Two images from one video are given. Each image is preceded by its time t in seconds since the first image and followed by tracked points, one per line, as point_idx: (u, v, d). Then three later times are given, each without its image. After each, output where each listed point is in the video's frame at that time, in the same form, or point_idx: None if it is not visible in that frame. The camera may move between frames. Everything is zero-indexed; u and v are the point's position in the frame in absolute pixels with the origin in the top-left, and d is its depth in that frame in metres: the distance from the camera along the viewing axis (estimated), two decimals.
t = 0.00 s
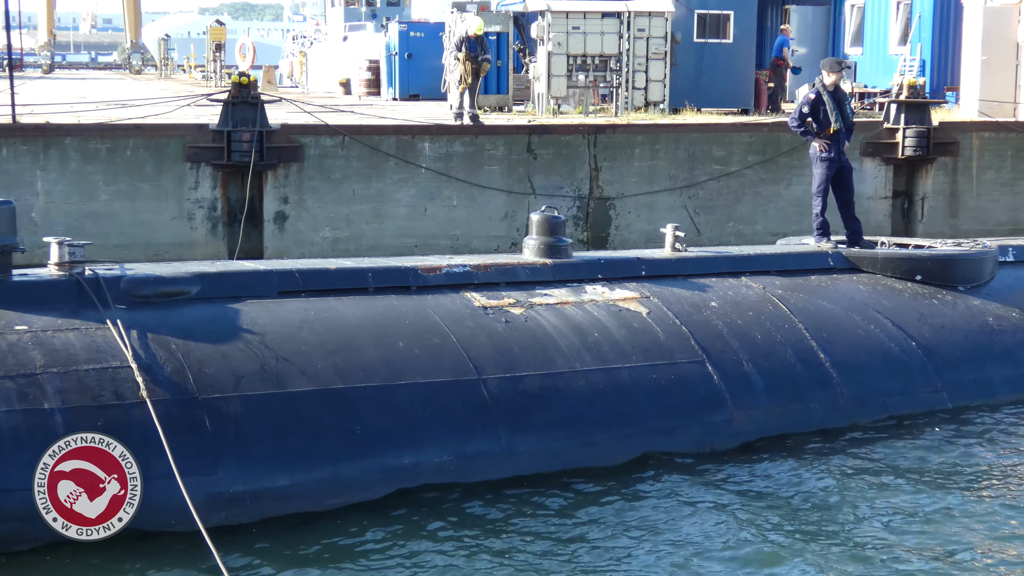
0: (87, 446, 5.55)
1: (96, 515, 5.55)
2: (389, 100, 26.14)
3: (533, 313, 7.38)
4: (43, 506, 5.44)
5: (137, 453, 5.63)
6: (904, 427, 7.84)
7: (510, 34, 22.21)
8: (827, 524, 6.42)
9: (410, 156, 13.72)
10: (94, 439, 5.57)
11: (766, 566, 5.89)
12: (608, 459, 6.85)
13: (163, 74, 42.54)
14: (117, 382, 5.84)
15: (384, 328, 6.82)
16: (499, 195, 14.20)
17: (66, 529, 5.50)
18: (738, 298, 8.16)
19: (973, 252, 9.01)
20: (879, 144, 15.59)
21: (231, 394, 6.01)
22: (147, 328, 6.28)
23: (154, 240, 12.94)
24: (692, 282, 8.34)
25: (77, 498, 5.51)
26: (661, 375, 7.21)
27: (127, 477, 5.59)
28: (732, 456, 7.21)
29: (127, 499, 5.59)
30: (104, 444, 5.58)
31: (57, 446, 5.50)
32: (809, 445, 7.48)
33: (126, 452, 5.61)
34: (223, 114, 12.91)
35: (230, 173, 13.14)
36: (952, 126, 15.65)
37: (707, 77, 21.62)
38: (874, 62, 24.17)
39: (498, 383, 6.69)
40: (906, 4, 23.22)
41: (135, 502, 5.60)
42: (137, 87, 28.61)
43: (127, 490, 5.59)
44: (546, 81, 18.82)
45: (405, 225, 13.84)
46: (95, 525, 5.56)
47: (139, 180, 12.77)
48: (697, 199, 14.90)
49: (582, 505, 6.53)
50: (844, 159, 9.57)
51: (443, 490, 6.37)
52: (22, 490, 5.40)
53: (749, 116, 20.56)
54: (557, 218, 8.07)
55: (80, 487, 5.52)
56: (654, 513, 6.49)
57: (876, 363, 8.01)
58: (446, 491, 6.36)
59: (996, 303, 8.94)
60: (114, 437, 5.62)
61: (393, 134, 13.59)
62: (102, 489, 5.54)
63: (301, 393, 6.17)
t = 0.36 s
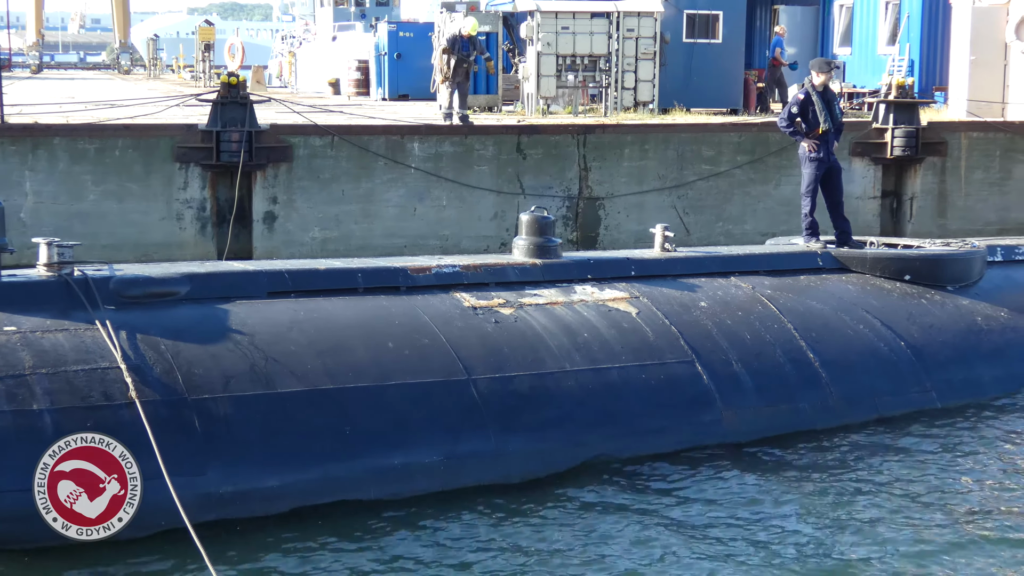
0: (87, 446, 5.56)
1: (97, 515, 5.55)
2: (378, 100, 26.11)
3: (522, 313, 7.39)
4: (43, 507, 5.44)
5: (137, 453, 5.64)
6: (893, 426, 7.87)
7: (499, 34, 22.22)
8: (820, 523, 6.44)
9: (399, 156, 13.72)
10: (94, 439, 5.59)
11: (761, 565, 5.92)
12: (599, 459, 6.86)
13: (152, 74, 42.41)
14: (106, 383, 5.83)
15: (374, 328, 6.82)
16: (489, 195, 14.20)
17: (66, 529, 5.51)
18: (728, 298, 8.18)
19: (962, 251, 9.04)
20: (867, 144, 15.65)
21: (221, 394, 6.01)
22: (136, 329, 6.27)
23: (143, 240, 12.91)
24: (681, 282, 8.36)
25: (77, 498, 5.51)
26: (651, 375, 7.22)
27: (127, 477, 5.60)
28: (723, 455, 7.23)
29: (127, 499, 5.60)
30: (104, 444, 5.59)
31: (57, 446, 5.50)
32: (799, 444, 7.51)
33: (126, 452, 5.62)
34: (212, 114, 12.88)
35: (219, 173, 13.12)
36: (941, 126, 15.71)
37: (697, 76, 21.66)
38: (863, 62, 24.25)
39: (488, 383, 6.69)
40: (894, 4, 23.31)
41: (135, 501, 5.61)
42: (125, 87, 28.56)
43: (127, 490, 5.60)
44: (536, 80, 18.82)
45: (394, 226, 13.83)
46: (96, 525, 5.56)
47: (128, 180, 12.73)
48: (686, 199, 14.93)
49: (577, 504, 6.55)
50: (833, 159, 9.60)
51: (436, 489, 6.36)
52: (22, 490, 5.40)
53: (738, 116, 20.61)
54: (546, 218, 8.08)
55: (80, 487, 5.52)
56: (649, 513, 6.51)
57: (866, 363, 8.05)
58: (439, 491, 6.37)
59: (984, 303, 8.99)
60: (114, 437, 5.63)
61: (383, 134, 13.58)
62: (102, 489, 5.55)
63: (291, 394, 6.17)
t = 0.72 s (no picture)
0: (86, 446, 5.57)
1: (97, 515, 5.57)
2: (366, 100, 26.07)
3: (511, 313, 7.40)
4: (43, 507, 5.45)
5: (137, 453, 5.65)
6: (881, 425, 7.91)
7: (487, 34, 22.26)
8: (811, 521, 6.48)
9: (387, 156, 13.71)
10: (94, 439, 5.60)
11: (753, 564, 5.95)
12: (590, 458, 6.89)
13: (140, 74, 42.29)
14: (94, 383, 5.82)
15: (362, 329, 6.82)
16: (477, 195, 14.21)
17: (66, 529, 5.52)
18: (716, 298, 8.21)
19: (949, 251, 9.09)
20: (855, 144, 15.72)
21: (208, 395, 6.00)
22: (125, 330, 6.26)
23: (131, 240, 12.88)
24: (669, 282, 8.38)
25: (77, 498, 5.53)
26: (639, 374, 7.25)
27: (127, 477, 5.61)
28: (713, 454, 7.26)
29: (127, 499, 5.61)
30: (104, 444, 5.60)
31: (57, 446, 5.52)
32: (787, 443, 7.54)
33: (126, 452, 5.64)
34: (199, 114, 12.85)
35: (207, 173, 13.10)
36: (928, 126, 15.79)
37: (684, 76, 21.71)
38: (850, 63, 24.35)
39: (476, 383, 6.71)
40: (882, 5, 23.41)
41: (135, 502, 5.63)
42: (112, 87, 28.48)
43: (127, 490, 5.61)
44: (524, 81, 18.84)
45: (383, 226, 13.83)
46: (95, 526, 5.58)
47: (116, 180, 12.70)
48: (674, 199, 14.96)
49: (569, 502, 6.57)
50: (820, 159, 9.64)
51: (428, 488, 6.38)
52: (23, 490, 5.41)
53: (726, 116, 20.67)
54: (535, 218, 8.10)
55: (80, 487, 5.54)
56: (641, 511, 6.54)
57: (853, 363, 8.09)
58: (431, 490, 6.38)
59: (972, 302, 9.04)
60: (114, 437, 5.65)
61: (371, 134, 13.58)
62: (102, 489, 5.57)
63: (279, 394, 6.17)
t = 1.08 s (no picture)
0: (86, 446, 5.60)
1: (97, 515, 5.60)
2: (352, 100, 26.04)
3: (497, 313, 7.42)
4: (43, 507, 5.48)
5: (137, 453, 5.68)
6: (867, 424, 7.96)
7: (473, 34, 22.26)
8: (800, 519, 6.53)
9: (374, 156, 13.71)
10: (94, 439, 5.63)
11: (743, 561, 5.99)
12: (579, 456, 6.92)
13: (125, 74, 42.15)
14: (79, 384, 5.82)
15: (349, 328, 6.83)
16: (463, 195, 14.22)
17: (66, 529, 5.55)
18: (702, 297, 8.25)
19: (934, 251, 9.15)
20: (840, 144, 15.80)
21: (195, 395, 6.00)
22: (110, 330, 6.25)
23: (116, 241, 12.85)
24: (655, 282, 8.41)
25: (77, 498, 5.55)
26: (625, 374, 7.27)
27: (127, 477, 5.63)
28: (699, 453, 7.30)
29: (127, 499, 5.63)
30: (104, 444, 5.63)
31: (57, 446, 5.55)
32: (774, 442, 7.58)
33: (126, 452, 5.66)
34: (185, 114, 12.82)
35: (192, 174, 13.07)
36: (913, 126, 15.88)
37: (670, 77, 21.77)
38: (835, 62, 24.46)
39: (463, 383, 6.72)
40: (867, 5, 23.53)
41: (135, 502, 5.65)
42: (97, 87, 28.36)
43: (127, 490, 5.63)
44: (510, 81, 18.87)
45: (369, 226, 13.82)
46: (96, 526, 5.60)
47: (101, 181, 12.67)
48: (660, 199, 15.00)
49: (559, 502, 6.60)
50: (806, 159, 9.69)
51: (419, 488, 6.40)
52: (22, 490, 5.44)
53: (712, 116, 20.74)
54: (521, 218, 8.12)
55: (80, 487, 5.57)
56: (632, 509, 6.57)
57: (839, 362, 8.13)
58: (419, 490, 6.39)
59: (956, 302, 9.10)
60: (114, 437, 5.67)
61: (357, 134, 13.57)
62: (102, 489, 5.59)
63: (265, 395, 6.17)
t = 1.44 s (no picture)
0: (87, 446, 5.62)
1: (97, 515, 5.62)
2: (333, 100, 25.99)
3: (478, 313, 7.45)
4: (43, 507, 5.49)
5: (137, 454, 5.72)
6: (848, 423, 8.04)
7: (453, 34, 22.26)
8: (786, 516, 6.60)
9: (354, 156, 13.70)
10: (94, 439, 5.65)
11: (731, 559, 6.05)
12: (564, 456, 6.97)
13: (104, 74, 41.92)
14: (59, 385, 5.81)
15: (330, 329, 6.84)
16: (444, 195, 14.24)
17: (66, 529, 5.57)
18: (682, 297, 8.30)
19: (913, 250, 9.22)
20: (820, 144, 15.91)
21: (175, 396, 6.00)
22: (90, 330, 6.24)
23: (96, 242, 12.80)
24: (636, 282, 8.46)
25: (77, 498, 5.57)
26: (606, 374, 7.31)
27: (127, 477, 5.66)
28: (680, 452, 7.35)
29: (127, 499, 5.66)
30: (104, 444, 5.65)
31: (57, 446, 5.57)
32: (756, 440, 7.65)
33: (126, 453, 5.69)
34: (165, 115, 12.77)
35: (172, 174, 13.03)
36: (892, 126, 16.01)
37: (650, 77, 21.84)
38: (815, 62, 24.61)
39: (444, 383, 6.74)
40: (846, 6, 23.69)
41: (135, 501, 5.68)
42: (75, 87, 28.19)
43: (127, 489, 5.66)
44: (491, 81, 18.90)
45: (349, 226, 13.81)
46: (96, 525, 5.63)
47: (80, 181, 12.61)
48: (641, 199, 15.06)
49: (547, 501, 6.64)
50: (786, 159, 9.75)
51: (407, 488, 6.43)
52: (22, 490, 5.45)
53: (692, 116, 20.83)
54: (502, 218, 8.15)
55: (80, 487, 5.59)
56: (619, 508, 6.63)
57: (818, 361, 8.19)
58: (401, 490, 6.41)
59: (936, 301, 9.19)
60: (113, 437, 5.69)
61: (338, 135, 13.56)
62: (102, 489, 5.61)
63: (247, 396, 6.17)
